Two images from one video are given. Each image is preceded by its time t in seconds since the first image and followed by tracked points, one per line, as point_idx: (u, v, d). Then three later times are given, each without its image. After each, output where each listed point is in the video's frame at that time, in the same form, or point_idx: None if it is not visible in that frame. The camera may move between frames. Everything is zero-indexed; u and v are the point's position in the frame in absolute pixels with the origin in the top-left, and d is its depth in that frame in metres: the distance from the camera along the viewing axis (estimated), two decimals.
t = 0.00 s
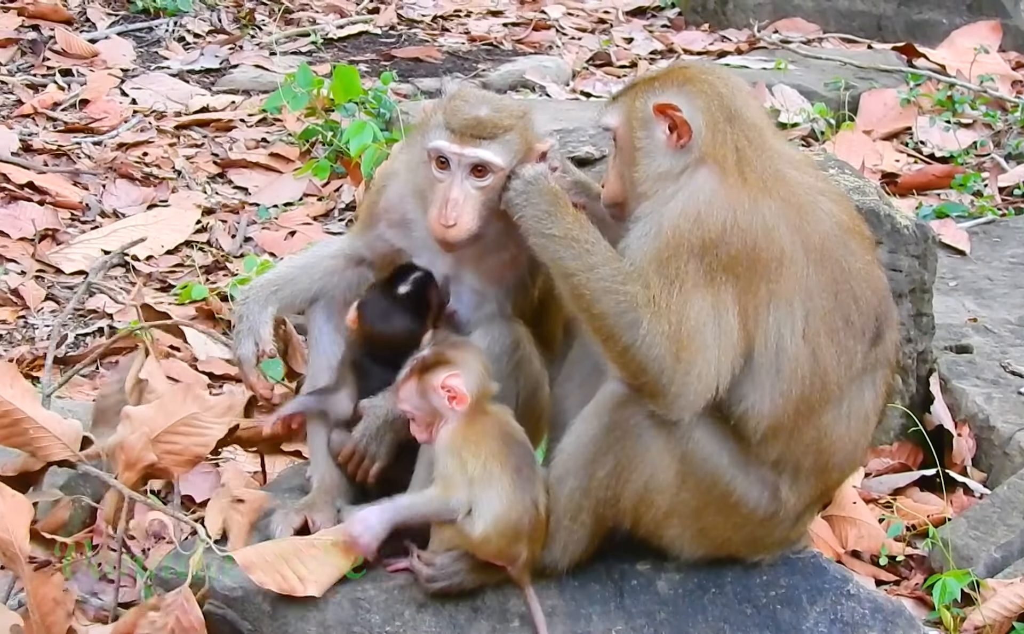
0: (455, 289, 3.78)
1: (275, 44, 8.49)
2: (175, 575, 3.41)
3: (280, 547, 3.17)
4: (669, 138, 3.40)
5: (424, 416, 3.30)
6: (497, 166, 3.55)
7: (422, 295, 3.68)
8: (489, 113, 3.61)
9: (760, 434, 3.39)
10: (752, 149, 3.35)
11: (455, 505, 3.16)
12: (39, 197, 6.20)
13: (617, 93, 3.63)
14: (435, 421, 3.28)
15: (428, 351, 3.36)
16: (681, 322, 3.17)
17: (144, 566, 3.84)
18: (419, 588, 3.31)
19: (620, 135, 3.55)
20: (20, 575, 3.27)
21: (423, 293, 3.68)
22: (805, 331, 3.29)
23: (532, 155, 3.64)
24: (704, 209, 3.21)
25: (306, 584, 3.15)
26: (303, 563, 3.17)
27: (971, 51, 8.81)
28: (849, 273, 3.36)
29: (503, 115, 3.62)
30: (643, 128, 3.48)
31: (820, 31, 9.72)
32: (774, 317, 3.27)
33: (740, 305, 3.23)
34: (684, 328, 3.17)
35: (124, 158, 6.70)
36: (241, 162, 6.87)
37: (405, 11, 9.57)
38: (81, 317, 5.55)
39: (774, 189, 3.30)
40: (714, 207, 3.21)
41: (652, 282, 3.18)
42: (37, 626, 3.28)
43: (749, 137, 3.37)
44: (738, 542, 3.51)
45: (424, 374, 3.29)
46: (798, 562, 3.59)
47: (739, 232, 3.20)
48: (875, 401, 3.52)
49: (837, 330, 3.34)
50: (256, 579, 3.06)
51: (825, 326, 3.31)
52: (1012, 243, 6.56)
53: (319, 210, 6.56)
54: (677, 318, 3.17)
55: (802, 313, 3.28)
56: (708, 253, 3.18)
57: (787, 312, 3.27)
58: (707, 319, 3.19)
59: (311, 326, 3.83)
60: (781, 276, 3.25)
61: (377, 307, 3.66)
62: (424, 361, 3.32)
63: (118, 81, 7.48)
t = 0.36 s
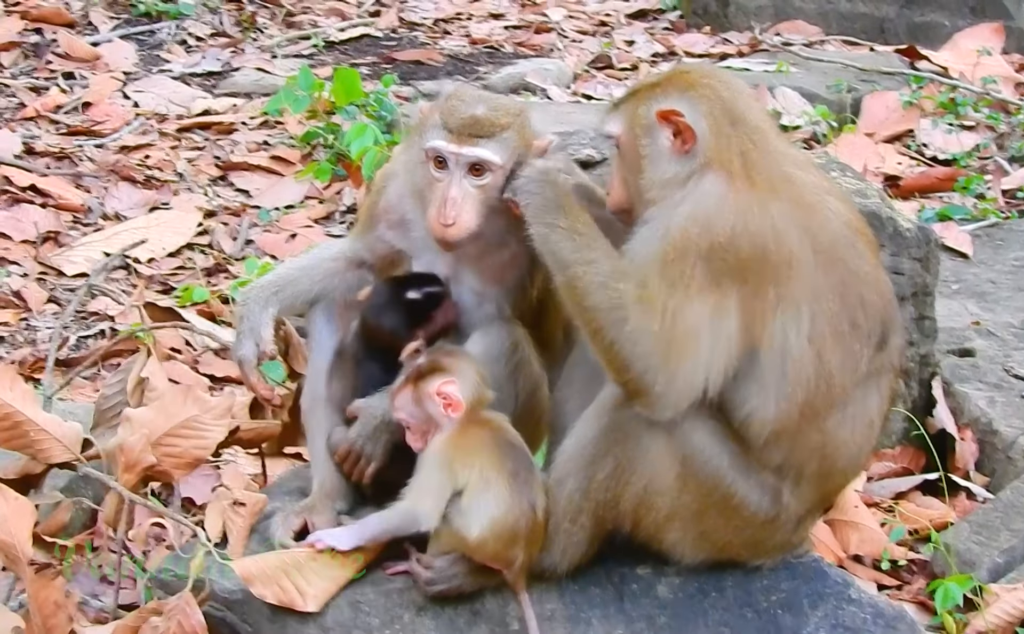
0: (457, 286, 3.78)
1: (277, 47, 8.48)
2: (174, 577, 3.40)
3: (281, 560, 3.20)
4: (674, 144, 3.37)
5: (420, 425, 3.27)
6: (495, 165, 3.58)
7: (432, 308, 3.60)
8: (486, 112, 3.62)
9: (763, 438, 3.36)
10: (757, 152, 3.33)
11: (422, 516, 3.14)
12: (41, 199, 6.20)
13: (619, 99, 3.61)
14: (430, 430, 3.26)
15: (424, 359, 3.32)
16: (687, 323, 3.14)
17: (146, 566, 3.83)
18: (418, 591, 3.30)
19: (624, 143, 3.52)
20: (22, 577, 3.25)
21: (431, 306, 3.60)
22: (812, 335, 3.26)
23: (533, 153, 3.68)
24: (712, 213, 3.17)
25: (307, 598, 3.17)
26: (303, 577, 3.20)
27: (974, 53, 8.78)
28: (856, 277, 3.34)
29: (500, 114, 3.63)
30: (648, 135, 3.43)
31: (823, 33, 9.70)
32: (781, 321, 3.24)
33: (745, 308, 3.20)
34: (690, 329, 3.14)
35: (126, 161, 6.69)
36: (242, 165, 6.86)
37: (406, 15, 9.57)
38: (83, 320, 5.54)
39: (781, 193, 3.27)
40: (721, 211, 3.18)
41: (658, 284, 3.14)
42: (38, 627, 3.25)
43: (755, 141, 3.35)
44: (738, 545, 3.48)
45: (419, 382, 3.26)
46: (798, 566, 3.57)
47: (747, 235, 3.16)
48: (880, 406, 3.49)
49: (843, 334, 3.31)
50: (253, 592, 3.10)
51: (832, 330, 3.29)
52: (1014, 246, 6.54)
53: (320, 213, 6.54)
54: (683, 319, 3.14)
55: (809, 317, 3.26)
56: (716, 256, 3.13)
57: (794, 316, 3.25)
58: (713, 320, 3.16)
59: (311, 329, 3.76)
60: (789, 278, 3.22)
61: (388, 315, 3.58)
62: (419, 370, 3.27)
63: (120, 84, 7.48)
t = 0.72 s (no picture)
0: (470, 293, 3.79)
1: (291, 57, 8.52)
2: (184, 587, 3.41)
3: (286, 559, 3.25)
4: (687, 154, 3.38)
5: (437, 432, 3.26)
6: (514, 171, 3.57)
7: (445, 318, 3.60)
8: (505, 117, 3.62)
9: (776, 450, 3.35)
10: (770, 165, 3.34)
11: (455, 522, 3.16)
12: (54, 209, 6.24)
13: (633, 109, 3.60)
14: (447, 438, 3.25)
15: (445, 366, 3.32)
16: (695, 335, 3.16)
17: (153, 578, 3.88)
18: (429, 602, 3.30)
19: (637, 153, 3.51)
20: (31, 587, 3.32)
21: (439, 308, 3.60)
22: (823, 348, 3.27)
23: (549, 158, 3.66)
24: (723, 225, 3.19)
25: (315, 590, 3.20)
26: (308, 571, 3.24)
27: (988, 64, 8.76)
28: (868, 290, 3.34)
29: (519, 119, 3.62)
30: (660, 144, 3.44)
31: (837, 44, 9.70)
32: (792, 333, 3.25)
33: (754, 320, 3.21)
34: (698, 341, 3.16)
35: (139, 171, 6.73)
36: (256, 175, 6.88)
37: (420, 25, 9.61)
38: (95, 330, 5.57)
39: (794, 205, 3.28)
40: (732, 223, 3.19)
41: (667, 295, 3.16)
42: None
43: (768, 153, 3.36)
44: (750, 556, 3.48)
45: (439, 390, 3.26)
46: (810, 577, 3.57)
47: (758, 248, 3.18)
48: (894, 419, 3.49)
49: (856, 348, 3.32)
50: (262, 588, 3.14)
51: (844, 343, 3.29)
52: None
53: (333, 223, 6.56)
54: (692, 332, 3.16)
55: (821, 329, 3.26)
56: (725, 270, 3.16)
57: (805, 328, 3.25)
58: (721, 333, 3.18)
59: (324, 339, 3.78)
60: (800, 292, 3.23)
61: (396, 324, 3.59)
62: (441, 376, 3.28)
63: (133, 94, 7.52)
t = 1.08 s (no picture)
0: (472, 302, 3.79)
1: (299, 66, 8.54)
2: (187, 594, 3.42)
3: (296, 580, 3.21)
4: (689, 163, 3.37)
5: (436, 443, 3.23)
6: (502, 184, 3.56)
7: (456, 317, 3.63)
8: (494, 130, 3.60)
9: (779, 460, 3.34)
10: (771, 174, 3.33)
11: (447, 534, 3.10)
12: (61, 216, 6.25)
13: (634, 119, 3.60)
14: (445, 448, 3.22)
15: (440, 377, 3.33)
16: (697, 347, 3.14)
17: (156, 587, 3.89)
18: (431, 610, 3.29)
19: (637, 163, 3.53)
20: (35, 593, 3.33)
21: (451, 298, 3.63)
22: (825, 357, 3.26)
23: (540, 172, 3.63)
24: (724, 235, 3.18)
25: (316, 620, 3.17)
26: (314, 597, 3.20)
27: (997, 77, 8.74)
28: (869, 298, 3.33)
29: (508, 131, 3.60)
30: (662, 153, 3.45)
31: (845, 56, 9.70)
32: (793, 342, 3.24)
33: (755, 330, 3.20)
34: (700, 353, 3.15)
35: (146, 178, 6.75)
36: (262, 183, 6.89)
37: (429, 35, 9.63)
38: (101, 336, 5.59)
39: (795, 215, 3.28)
40: (733, 234, 3.18)
41: (668, 307, 3.15)
42: None
43: (769, 163, 3.35)
44: (752, 566, 3.46)
45: (435, 400, 3.26)
46: (813, 588, 3.55)
47: (759, 259, 3.17)
48: (896, 427, 3.48)
49: (857, 357, 3.31)
50: (264, 608, 3.11)
51: (846, 352, 3.28)
52: None
53: (340, 231, 6.57)
54: (694, 343, 3.14)
55: (822, 339, 3.25)
56: (727, 280, 3.15)
57: (807, 338, 3.24)
58: (723, 344, 3.17)
59: (326, 346, 3.79)
60: (801, 302, 3.22)
61: (410, 325, 3.59)
62: (436, 386, 3.29)
63: (141, 102, 7.54)
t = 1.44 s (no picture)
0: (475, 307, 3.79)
1: (304, 67, 8.54)
2: (188, 595, 3.41)
3: (294, 572, 3.25)
4: (684, 170, 3.36)
5: (440, 447, 3.27)
6: (485, 198, 3.54)
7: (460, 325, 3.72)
8: (483, 143, 3.57)
9: (780, 464, 3.33)
10: (766, 179, 3.32)
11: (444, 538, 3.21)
12: (65, 216, 6.25)
13: (629, 126, 3.59)
14: (449, 454, 3.26)
15: (447, 383, 3.34)
16: (696, 354, 3.14)
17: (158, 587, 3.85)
18: (433, 613, 3.28)
19: (631, 170, 3.51)
20: (36, 594, 3.33)
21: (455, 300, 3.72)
22: (824, 361, 3.25)
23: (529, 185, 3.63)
24: (720, 242, 3.17)
25: (316, 607, 3.18)
26: (313, 588, 3.21)
27: (1003, 82, 8.72)
28: (867, 301, 3.32)
29: (496, 145, 3.58)
30: (657, 160, 3.43)
31: (851, 59, 9.69)
32: (792, 348, 3.23)
33: (754, 336, 3.20)
34: (698, 360, 3.14)
35: (151, 179, 6.75)
36: (267, 184, 6.89)
37: (434, 37, 9.63)
38: (105, 337, 5.59)
39: (791, 220, 3.27)
40: (730, 240, 3.17)
41: (666, 315, 3.14)
42: None
43: (764, 168, 3.35)
44: (754, 570, 3.45)
45: (440, 406, 3.28)
46: (815, 592, 3.54)
47: (756, 265, 3.16)
48: (896, 429, 3.47)
49: (856, 360, 3.30)
50: (262, 600, 3.16)
51: (845, 356, 3.28)
52: None
53: (344, 233, 6.56)
54: (693, 350, 3.14)
55: (821, 343, 3.25)
56: (724, 287, 3.15)
57: (806, 343, 3.23)
58: (722, 350, 3.16)
59: (329, 348, 3.79)
60: (799, 307, 3.21)
61: (414, 324, 3.68)
62: (441, 393, 3.30)
63: (146, 102, 7.55)
